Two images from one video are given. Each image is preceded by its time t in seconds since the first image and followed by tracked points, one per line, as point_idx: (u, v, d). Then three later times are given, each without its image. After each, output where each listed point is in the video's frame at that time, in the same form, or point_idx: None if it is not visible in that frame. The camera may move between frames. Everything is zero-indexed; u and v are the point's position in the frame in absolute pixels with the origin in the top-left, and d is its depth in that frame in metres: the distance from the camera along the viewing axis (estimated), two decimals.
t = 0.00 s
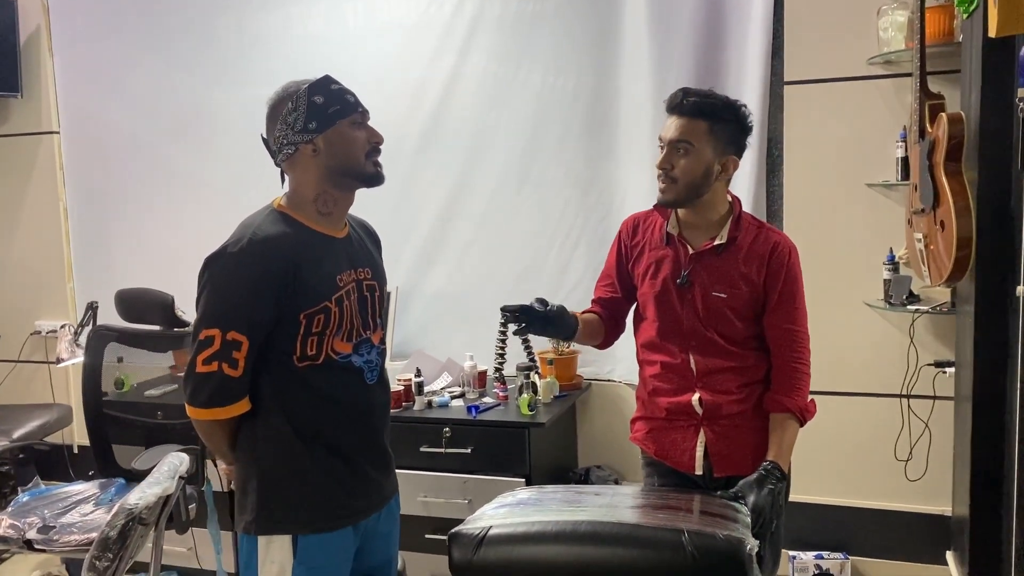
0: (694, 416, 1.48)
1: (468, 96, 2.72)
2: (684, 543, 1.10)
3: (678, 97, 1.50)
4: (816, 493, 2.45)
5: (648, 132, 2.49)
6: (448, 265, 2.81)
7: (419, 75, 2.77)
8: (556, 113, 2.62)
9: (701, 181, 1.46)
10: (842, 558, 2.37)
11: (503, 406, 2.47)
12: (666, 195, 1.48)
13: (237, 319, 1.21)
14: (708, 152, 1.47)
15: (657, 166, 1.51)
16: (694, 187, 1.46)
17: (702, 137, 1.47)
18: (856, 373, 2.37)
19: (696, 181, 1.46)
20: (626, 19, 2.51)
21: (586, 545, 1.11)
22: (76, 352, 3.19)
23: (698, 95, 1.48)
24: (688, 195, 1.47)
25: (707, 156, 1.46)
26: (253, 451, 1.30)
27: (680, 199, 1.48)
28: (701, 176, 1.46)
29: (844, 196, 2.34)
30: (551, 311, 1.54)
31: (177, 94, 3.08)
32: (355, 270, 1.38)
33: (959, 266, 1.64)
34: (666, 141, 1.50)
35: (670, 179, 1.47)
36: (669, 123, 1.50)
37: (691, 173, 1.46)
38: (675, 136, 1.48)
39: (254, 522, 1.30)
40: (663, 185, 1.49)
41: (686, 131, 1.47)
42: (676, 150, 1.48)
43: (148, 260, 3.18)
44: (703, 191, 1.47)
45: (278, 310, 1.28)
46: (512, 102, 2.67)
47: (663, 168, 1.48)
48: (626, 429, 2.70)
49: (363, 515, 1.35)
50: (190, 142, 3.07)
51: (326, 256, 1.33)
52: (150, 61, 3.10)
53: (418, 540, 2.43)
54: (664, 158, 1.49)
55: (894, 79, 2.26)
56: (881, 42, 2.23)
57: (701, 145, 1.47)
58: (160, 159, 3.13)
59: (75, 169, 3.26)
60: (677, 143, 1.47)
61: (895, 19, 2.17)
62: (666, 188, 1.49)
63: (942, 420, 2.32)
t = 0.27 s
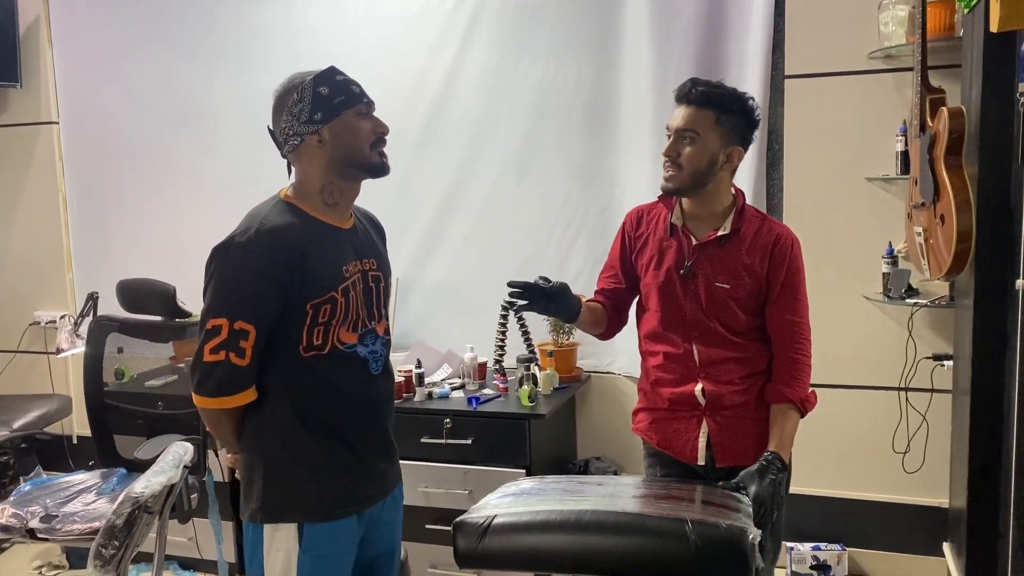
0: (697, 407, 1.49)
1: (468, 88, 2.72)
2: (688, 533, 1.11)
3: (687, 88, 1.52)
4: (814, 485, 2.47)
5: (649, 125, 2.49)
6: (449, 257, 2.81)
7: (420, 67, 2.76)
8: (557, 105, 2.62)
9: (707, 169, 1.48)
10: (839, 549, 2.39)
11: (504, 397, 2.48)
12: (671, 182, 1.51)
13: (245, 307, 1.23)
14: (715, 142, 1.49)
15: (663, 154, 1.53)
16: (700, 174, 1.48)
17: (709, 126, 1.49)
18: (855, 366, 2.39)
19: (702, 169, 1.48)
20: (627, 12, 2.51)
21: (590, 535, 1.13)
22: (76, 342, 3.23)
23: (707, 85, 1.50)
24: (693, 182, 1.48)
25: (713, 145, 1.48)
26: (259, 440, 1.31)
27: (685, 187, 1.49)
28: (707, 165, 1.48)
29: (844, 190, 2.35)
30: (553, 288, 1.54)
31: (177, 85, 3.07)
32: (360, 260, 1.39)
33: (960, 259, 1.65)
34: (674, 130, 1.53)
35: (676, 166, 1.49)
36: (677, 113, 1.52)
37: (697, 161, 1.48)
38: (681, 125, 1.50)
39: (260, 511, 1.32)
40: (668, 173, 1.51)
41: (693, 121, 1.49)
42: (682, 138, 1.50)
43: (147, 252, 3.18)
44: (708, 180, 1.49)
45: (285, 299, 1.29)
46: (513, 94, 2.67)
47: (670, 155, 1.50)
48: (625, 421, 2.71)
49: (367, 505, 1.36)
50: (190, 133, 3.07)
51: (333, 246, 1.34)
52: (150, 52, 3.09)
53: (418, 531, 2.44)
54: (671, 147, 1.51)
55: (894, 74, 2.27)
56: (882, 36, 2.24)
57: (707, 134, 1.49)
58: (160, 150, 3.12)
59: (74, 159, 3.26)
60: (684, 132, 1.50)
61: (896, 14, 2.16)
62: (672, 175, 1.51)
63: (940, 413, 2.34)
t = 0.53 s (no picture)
0: (697, 395, 1.50)
1: (467, 78, 2.72)
2: (689, 519, 1.12)
3: (691, 76, 1.53)
4: (810, 475, 2.49)
5: (648, 116, 2.50)
6: (447, 248, 2.82)
7: (420, 57, 2.75)
8: (556, 96, 2.62)
9: (715, 155, 1.49)
10: (834, 538, 2.42)
11: (502, 387, 2.49)
12: (680, 169, 1.50)
13: (248, 294, 1.25)
14: (721, 129, 1.50)
15: (670, 142, 1.53)
16: (708, 161, 1.49)
17: (716, 113, 1.50)
18: (851, 357, 2.40)
19: (711, 155, 1.49)
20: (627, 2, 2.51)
21: (592, 522, 1.14)
22: (74, 331, 3.24)
23: (713, 72, 1.51)
24: (702, 169, 1.49)
25: (721, 131, 1.49)
26: (263, 427, 1.33)
27: (694, 174, 1.50)
28: (715, 151, 1.49)
29: (842, 181, 2.36)
30: (561, 269, 1.52)
31: (175, 74, 3.06)
32: (363, 249, 1.41)
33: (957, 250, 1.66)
34: (679, 118, 1.53)
35: (685, 153, 1.49)
36: (682, 101, 1.53)
37: (708, 148, 1.49)
38: (688, 112, 1.51)
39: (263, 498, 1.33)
40: (677, 160, 1.50)
41: (700, 108, 1.50)
42: (690, 126, 1.50)
43: (146, 241, 3.18)
44: (716, 166, 1.50)
45: (289, 287, 1.31)
46: (512, 85, 2.67)
47: (679, 142, 1.50)
48: (623, 411, 2.73)
49: (369, 492, 1.38)
50: (188, 122, 3.06)
51: (337, 235, 1.36)
52: (148, 40, 3.08)
53: (417, 519, 2.46)
54: (678, 134, 1.51)
55: (892, 66, 2.28)
56: (881, 28, 2.24)
57: (714, 121, 1.50)
58: (158, 139, 3.11)
59: (72, 148, 3.24)
60: (690, 119, 1.51)
61: (895, 6, 2.17)
62: (680, 162, 1.51)
63: (935, 403, 2.36)
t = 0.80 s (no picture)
0: (695, 385, 1.51)
1: (463, 69, 2.71)
2: (686, 508, 1.13)
3: (692, 65, 1.53)
4: (804, 465, 2.51)
5: (644, 107, 2.50)
6: (443, 238, 2.81)
7: (415, 47, 2.74)
8: (552, 86, 2.61)
9: (717, 144, 1.49)
10: (827, 528, 2.44)
11: (498, 378, 2.50)
12: (682, 156, 1.50)
13: (247, 284, 1.26)
14: (723, 117, 1.50)
15: (671, 130, 1.52)
16: (710, 149, 1.49)
17: (719, 101, 1.50)
18: (845, 348, 2.42)
19: (712, 143, 1.48)
20: None
21: (590, 511, 1.14)
22: (67, 322, 3.22)
23: (715, 62, 1.52)
24: (703, 157, 1.49)
25: (722, 120, 1.49)
26: (262, 417, 1.35)
27: (695, 162, 1.49)
28: (716, 140, 1.49)
29: (837, 173, 2.37)
30: (558, 258, 1.51)
31: (169, 63, 3.04)
32: (362, 240, 1.42)
33: (951, 241, 1.68)
34: (680, 106, 1.53)
35: (687, 141, 1.49)
36: (684, 89, 1.53)
37: (710, 135, 1.48)
38: (690, 100, 1.51)
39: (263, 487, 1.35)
40: (679, 148, 1.50)
41: (702, 95, 1.50)
42: (691, 114, 1.50)
43: (139, 232, 3.16)
44: (717, 155, 1.50)
45: (288, 277, 1.32)
46: (508, 75, 2.66)
47: (680, 129, 1.50)
48: (618, 402, 2.73)
49: (367, 482, 1.40)
50: (181, 111, 3.04)
51: (335, 226, 1.36)
52: (141, 29, 3.05)
53: (413, 510, 2.46)
54: (679, 122, 1.51)
55: (887, 58, 2.28)
56: (876, 19, 2.25)
57: (716, 110, 1.50)
58: (152, 129, 3.09)
59: (64, 138, 3.22)
60: (692, 107, 1.50)
61: None
62: (681, 150, 1.51)
63: (928, 393, 2.38)
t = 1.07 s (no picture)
0: (690, 378, 1.51)
1: (455, 62, 2.70)
2: (680, 500, 1.13)
3: (690, 57, 1.54)
4: (795, 458, 2.53)
5: (636, 101, 2.50)
6: (435, 232, 2.81)
7: (407, 40, 2.73)
8: (544, 80, 2.61)
9: (711, 135, 1.49)
10: (818, 520, 2.46)
11: (490, 372, 2.50)
12: (675, 146, 1.50)
13: (241, 277, 1.26)
14: (718, 109, 1.51)
15: (666, 120, 1.53)
16: (703, 140, 1.49)
17: (715, 93, 1.51)
18: (836, 341, 2.43)
19: (706, 134, 1.49)
20: None
21: (585, 503, 1.14)
22: (56, 316, 3.17)
23: (712, 55, 1.53)
24: (697, 148, 1.49)
25: (717, 111, 1.50)
26: (256, 410, 1.35)
27: (688, 152, 1.50)
28: (711, 131, 1.49)
29: (828, 167, 2.38)
30: (558, 249, 1.49)
31: (159, 55, 3.01)
32: (355, 232, 1.42)
33: (942, 234, 1.69)
34: (676, 97, 1.53)
35: (681, 131, 1.49)
36: (680, 81, 1.54)
37: (704, 126, 1.49)
38: (685, 91, 1.52)
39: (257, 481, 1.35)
40: (672, 138, 1.50)
41: (698, 87, 1.51)
42: (687, 104, 1.51)
43: (129, 226, 3.14)
44: (711, 147, 1.50)
45: (283, 270, 1.32)
46: (500, 68, 2.65)
47: (675, 119, 1.50)
48: (610, 395, 2.74)
49: (362, 474, 1.41)
50: (170, 104, 3.02)
51: (330, 218, 1.37)
52: (130, 21, 3.03)
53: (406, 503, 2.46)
54: (674, 112, 1.52)
55: (878, 52, 2.29)
56: (867, 14, 2.25)
57: (711, 101, 1.51)
58: (142, 122, 3.07)
59: (53, 131, 3.19)
60: (688, 98, 1.51)
61: None
62: (674, 140, 1.51)
63: (918, 386, 2.39)
